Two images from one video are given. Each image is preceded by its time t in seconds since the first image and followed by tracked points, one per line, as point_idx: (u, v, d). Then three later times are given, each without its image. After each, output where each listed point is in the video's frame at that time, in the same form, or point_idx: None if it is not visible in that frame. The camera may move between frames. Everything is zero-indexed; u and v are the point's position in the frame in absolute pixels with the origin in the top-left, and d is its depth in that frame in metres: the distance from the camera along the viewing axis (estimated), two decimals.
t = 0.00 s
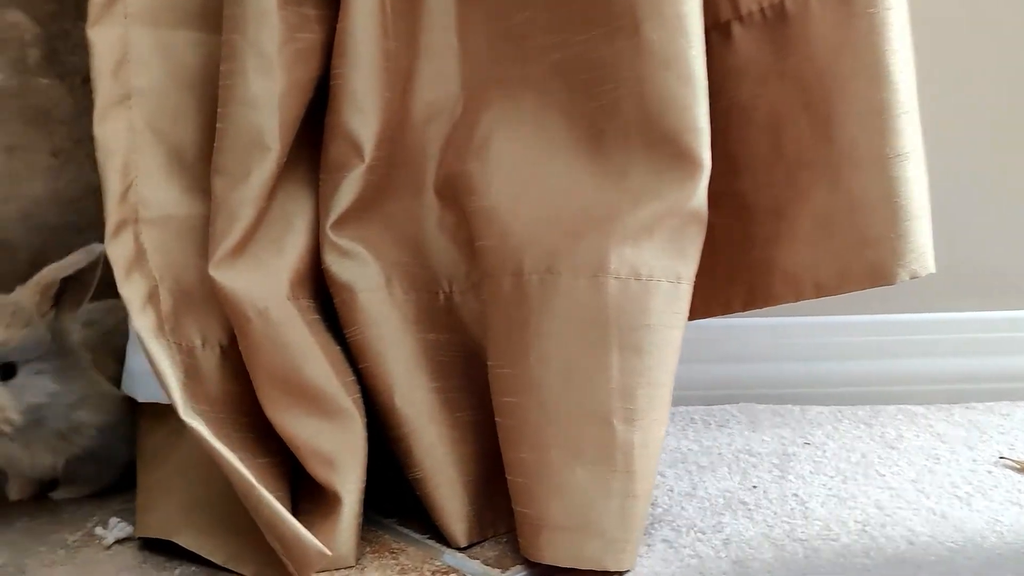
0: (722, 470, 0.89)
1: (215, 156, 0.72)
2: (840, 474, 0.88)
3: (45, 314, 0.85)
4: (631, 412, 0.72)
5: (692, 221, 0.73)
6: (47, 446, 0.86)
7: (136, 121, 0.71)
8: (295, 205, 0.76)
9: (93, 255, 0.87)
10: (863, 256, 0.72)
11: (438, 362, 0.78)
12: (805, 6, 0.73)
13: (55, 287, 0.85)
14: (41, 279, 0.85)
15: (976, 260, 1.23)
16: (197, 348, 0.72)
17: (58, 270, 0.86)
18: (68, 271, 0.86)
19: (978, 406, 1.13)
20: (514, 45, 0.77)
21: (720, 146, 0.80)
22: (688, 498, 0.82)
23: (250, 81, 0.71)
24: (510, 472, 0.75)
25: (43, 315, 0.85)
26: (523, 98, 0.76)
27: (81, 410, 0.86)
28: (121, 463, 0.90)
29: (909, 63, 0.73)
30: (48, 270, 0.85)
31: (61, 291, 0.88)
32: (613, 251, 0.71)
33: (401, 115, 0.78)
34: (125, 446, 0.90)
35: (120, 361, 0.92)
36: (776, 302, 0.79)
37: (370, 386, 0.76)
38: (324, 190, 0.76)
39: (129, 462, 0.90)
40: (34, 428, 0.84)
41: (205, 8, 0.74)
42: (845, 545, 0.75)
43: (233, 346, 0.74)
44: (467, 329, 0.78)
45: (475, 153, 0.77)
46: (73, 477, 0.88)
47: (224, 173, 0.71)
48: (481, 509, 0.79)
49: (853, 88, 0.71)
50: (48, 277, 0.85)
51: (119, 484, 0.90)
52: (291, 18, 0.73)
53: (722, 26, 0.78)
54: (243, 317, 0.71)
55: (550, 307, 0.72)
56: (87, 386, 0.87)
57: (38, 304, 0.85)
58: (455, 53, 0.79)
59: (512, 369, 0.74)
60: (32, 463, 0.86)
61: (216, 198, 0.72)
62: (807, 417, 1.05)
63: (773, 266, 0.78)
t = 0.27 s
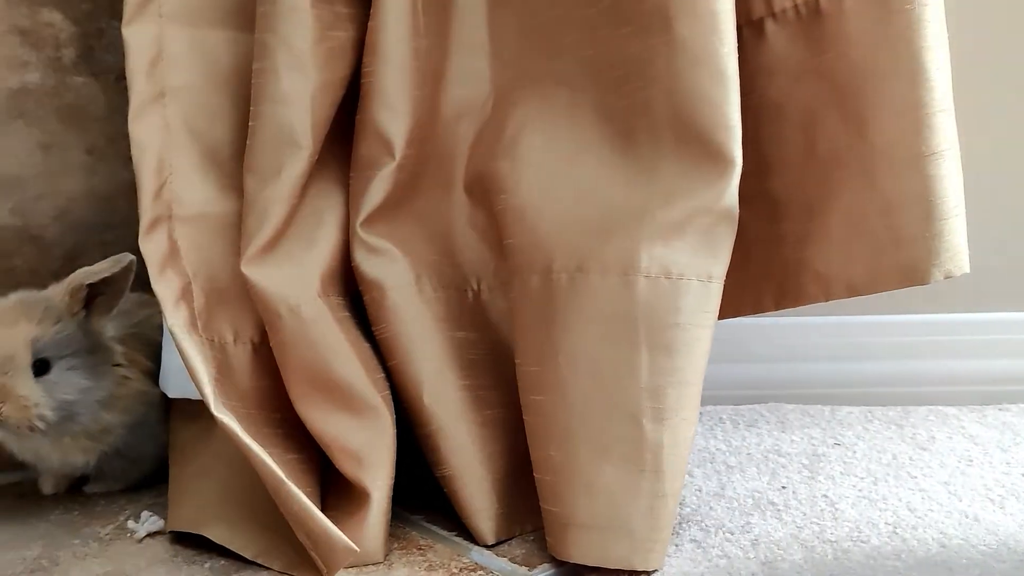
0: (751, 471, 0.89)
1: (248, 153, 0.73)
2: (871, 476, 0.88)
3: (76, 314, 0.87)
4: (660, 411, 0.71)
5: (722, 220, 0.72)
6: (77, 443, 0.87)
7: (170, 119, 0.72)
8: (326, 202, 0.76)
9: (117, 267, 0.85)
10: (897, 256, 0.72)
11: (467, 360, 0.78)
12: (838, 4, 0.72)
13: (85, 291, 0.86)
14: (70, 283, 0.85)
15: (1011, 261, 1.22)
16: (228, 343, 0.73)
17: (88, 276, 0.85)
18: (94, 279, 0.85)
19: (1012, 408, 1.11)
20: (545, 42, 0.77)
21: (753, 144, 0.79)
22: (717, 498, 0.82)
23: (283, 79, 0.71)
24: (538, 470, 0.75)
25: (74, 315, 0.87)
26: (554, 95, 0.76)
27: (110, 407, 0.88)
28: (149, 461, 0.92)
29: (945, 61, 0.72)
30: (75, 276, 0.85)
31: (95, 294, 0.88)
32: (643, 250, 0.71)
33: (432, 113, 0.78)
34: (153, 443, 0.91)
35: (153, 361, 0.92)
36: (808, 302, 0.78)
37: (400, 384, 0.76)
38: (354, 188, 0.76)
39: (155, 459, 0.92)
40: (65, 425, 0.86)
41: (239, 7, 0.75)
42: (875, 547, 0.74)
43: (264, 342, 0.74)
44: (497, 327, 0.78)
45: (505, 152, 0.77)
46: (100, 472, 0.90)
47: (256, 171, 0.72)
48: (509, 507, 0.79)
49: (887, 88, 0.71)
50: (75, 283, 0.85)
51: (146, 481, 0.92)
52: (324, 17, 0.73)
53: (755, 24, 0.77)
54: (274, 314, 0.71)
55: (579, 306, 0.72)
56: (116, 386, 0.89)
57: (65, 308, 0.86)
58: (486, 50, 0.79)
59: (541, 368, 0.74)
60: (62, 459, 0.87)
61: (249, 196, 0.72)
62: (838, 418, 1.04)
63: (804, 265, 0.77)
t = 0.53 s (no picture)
0: (788, 471, 0.89)
1: (288, 152, 0.73)
2: (909, 477, 0.87)
3: (120, 315, 0.89)
4: (698, 411, 0.71)
5: (762, 218, 0.72)
6: (122, 440, 0.89)
7: (212, 118, 0.73)
8: (364, 200, 0.77)
9: (163, 274, 0.88)
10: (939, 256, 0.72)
11: (503, 358, 0.78)
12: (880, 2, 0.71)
13: (131, 295, 0.89)
14: (117, 286, 0.88)
15: None
16: (268, 339, 0.74)
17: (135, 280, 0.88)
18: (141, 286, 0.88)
19: None
20: (583, 40, 0.76)
21: (793, 142, 0.78)
22: (754, 499, 0.82)
23: (323, 78, 0.72)
24: (574, 469, 0.75)
25: (119, 316, 0.90)
26: (591, 93, 0.76)
27: (153, 405, 0.90)
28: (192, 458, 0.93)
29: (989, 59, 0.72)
30: (122, 280, 0.87)
31: (140, 296, 0.90)
32: (681, 249, 0.71)
33: (469, 112, 0.78)
34: (195, 440, 0.93)
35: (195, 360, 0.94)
36: (848, 302, 0.77)
37: (436, 382, 0.76)
38: (392, 186, 0.77)
39: (197, 456, 0.94)
40: (110, 423, 0.88)
41: (279, 7, 0.76)
42: (915, 550, 0.73)
43: (303, 339, 0.75)
44: (533, 325, 0.78)
45: (541, 150, 0.76)
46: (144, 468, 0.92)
47: (297, 169, 0.72)
48: (545, 505, 0.79)
49: (929, 86, 0.70)
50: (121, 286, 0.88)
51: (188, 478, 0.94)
52: (363, 16, 0.74)
53: (795, 21, 0.77)
54: (313, 311, 0.72)
55: (616, 304, 0.71)
56: (159, 384, 0.90)
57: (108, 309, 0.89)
58: (523, 49, 0.79)
59: (577, 366, 0.73)
60: (107, 455, 0.90)
61: (289, 194, 0.73)
62: (875, 420, 1.04)
63: (844, 265, 0.76)
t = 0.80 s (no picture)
0: (815, 472, 0.88)
1: (315, 150, 0.74)
2: (938, 479, 0.86)
3: (148, 313, 0.90)
4: (724, 410, 0.71)
5: (790, 217, 0.71)
6: (149, 437, 0.90)
7: (240, 117, 0.73)
8: (390, 198, 0.77)
9: (193, 277, 0.86)
10: (969, 255, 0.71)
11: (528, 356, 0.78)
12: None
13: (158, 296, 0.89)
14: (145, 286, 0.88)
15: None
16: (294, 336, 0.74)
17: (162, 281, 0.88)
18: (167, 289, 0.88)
19: None
20: (608, 39, 0.76)
21: (821, 140, 0.78)
22: (780, 499, 0.81)
23: (349, 77, 0.72)
24: (599, 468, 0.75)
25: (147, 315, 0.91)
26: (616, 91, 0.76)
27: (180, 402, 0.91)
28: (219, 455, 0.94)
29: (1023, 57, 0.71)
30: (150, 281, 0.87)
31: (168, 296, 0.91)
32: (708, 248, 0.70)
33: (494, 111, 0.78)
34: (222, 437, 0.94)
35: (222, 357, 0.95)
36: (877, 302, 0.76)
37: (461, 380, 0.76)
38: (418, 185, 0.77)
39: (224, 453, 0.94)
40: (138, 419, 0.89)
41: (306, 6, 0.76)
42: (943, 553, 0.72)
43: (330, 336, 0.75)
44: (558, 324, 0.78)
45: (567, 148, 0.76)
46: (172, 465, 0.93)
47: (323, 167, 0.73)
48: (569, 504, 0.79)
49: (959, 84, 0.70)
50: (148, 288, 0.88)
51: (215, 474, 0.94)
52: (390, 15, 0.74)
53: (823, 19, 0.76)
54: (339, 308, 0.72)
55: (642, 303, 0.71)
56: (186, 382, 0.91)
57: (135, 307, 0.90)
58: (549, 47, 0.79)
59: (602, 365, 0.73)
60: (135, 452, 0.91)
61: (315, 192, 0.73)
62: (903, 420, 1.03)
63: (872, 265, 0.76)
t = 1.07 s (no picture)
0: (844, 473, 0.88)
1: (343, 148, 0.74)
2: (970, 481, 0.85)
3: (177, 311, 0.91)
4: (753, 410, 0.70)
5: (821, 215, 0.70)
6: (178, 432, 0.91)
7: (270, 114, 0.73)
8: (418, 196, 0.77)
9: (222, 277, 0.85)
10: (1000, 253, 0.72)
11: (555, 354, 0.78)
12: None
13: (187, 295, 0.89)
14: (175, 285, 0.88)
15: None
16: (322, 334, 0.74)
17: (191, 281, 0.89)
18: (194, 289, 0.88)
19: None
20: (637, 36, 0.76)
21: (851, 138, 0.77)
22: (808, 500, 0.80)
23: (378, 74, 0.72)
24: (626, 467, 0.74)
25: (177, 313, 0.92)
26: (644, 89, 0.75)
27: (209, 399, 0.92)
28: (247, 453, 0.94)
29: None
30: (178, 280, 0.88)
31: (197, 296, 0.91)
32: (738, 246, 0.70)
33: (522, 108, 0.78)
34: (251, 434, 0.94)
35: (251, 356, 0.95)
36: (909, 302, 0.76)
37: (487, 377, 0.76)
38: (446, 182, 0.77)
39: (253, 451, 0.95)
40: (167, 415, 0.90)
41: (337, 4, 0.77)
42: (976, 555, 0.72)
43: (357, 333, 0.76)
44: (585, 322, 0.78)
45: (595, 146, 0.76)
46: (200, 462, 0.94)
47: (351, 165, 0.73)
48: (596, 503, 0.79)
49: (991, 82, 0.70)
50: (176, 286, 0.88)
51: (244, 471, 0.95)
52: (419, 13, 0.74)
53: (854, 16, 0.75)
54: (367, 306, 0.72)
55: (670, 302, 0.71)
56: (216, 378, 0.92)
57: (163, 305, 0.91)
58: (577, 45, 0.79)
59: (630, 364, 0.73)
60: (165, 448, 0.92)
61: (343, 189, 0.73)
62: (933, 422, 1.02)
63: (903, 264, 0.75)
